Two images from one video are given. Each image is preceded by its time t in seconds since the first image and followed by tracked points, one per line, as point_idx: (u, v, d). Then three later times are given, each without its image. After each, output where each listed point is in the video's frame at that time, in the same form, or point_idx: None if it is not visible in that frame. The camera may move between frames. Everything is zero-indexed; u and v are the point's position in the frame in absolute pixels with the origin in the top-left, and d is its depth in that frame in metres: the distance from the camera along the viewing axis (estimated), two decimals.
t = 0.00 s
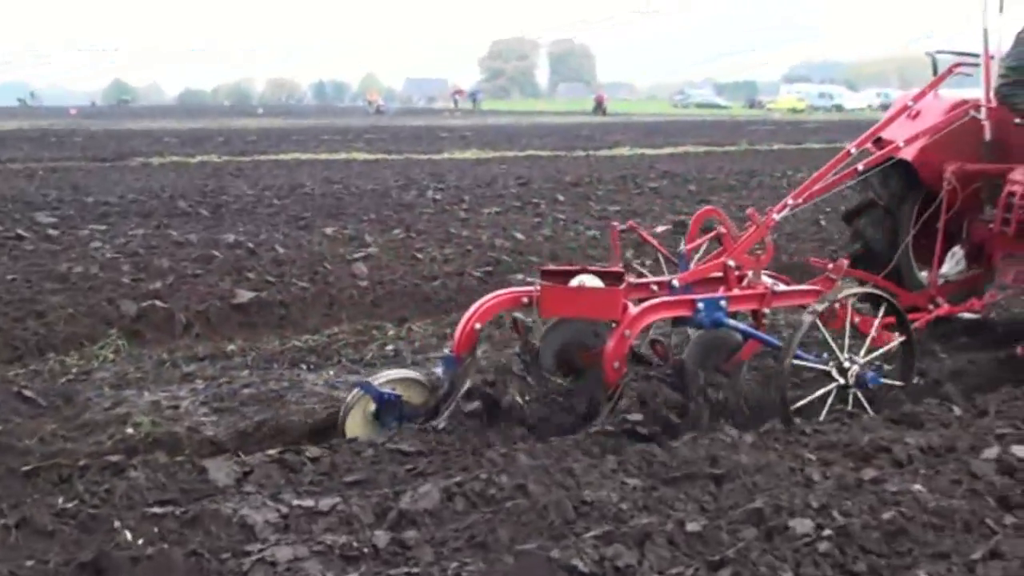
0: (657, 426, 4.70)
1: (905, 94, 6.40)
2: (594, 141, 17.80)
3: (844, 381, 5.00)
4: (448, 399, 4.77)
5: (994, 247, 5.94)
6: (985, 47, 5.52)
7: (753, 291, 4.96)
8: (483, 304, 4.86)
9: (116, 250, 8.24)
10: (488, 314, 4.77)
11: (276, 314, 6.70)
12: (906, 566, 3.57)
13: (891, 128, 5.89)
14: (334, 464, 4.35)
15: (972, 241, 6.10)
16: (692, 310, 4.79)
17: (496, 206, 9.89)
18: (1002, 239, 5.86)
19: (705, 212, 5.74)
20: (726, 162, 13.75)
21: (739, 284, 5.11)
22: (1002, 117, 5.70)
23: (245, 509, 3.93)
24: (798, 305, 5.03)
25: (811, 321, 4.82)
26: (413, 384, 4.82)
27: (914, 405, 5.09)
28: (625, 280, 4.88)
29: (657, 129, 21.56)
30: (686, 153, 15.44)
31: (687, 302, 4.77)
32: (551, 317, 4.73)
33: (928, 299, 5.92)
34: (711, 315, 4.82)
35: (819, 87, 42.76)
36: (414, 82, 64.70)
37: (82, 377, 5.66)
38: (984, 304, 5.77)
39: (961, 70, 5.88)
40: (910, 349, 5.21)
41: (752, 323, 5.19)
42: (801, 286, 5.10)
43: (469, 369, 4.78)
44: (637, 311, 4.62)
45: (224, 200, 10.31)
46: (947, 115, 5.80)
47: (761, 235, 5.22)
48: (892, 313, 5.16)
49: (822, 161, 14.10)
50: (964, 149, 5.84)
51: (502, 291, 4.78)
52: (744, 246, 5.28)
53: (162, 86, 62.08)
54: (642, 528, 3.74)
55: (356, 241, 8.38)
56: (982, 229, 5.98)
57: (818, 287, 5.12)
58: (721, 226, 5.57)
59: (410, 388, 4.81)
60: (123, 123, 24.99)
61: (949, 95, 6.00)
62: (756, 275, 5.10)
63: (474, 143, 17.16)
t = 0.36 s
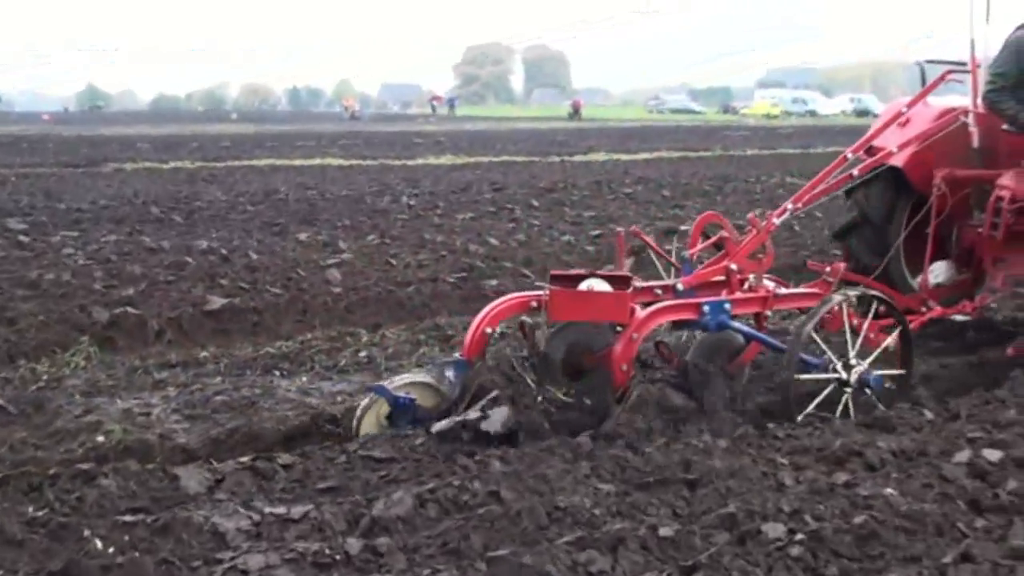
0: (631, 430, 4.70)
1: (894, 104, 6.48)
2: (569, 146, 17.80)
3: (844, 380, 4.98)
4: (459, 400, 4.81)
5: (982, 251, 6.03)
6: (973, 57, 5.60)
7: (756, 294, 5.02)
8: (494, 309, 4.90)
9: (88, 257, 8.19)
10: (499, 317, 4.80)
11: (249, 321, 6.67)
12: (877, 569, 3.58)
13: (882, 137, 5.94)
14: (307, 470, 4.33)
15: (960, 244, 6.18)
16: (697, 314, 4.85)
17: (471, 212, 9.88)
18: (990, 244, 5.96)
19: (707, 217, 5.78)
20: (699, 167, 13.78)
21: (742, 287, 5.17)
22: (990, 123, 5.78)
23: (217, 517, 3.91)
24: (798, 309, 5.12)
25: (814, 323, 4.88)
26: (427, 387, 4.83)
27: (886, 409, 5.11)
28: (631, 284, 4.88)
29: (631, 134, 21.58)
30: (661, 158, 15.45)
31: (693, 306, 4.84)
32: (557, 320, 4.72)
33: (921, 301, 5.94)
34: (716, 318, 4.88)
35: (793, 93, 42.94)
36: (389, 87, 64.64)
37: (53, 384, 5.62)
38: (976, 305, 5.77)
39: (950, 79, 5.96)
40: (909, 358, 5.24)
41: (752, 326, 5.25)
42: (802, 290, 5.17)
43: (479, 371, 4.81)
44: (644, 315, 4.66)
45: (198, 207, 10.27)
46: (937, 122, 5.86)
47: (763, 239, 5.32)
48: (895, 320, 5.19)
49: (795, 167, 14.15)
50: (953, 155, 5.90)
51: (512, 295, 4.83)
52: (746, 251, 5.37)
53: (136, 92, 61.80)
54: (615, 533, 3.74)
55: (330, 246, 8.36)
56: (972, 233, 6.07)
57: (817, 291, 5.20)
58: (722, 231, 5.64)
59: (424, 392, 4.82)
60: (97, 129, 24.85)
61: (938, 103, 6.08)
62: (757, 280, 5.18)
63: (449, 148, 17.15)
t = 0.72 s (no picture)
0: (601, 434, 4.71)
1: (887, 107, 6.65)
2: (540, 150, 17.81)
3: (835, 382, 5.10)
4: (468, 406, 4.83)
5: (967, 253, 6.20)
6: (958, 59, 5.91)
7: (756, 296, 5.16)
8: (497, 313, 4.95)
9: (56, 263, 8.14)
10: (504, 321, 4.87)
11: (219, 327, 6.64)
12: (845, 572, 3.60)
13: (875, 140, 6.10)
14: (277, 476, 4.32)
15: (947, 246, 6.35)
16: (698, 317, 4.96)
17: (442, 216, 9.87)
18: (975, 246, 6.12)
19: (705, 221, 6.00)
20: (670, 172, 13.81)
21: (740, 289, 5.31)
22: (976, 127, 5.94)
23: (184, 525, 3.89)
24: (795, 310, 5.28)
25: (812, 328, 5.02)
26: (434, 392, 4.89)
27: (854, 411, 5.13)
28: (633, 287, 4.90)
29: (603, 138, 21.63)
30: (632, 162, 15.48)
31: (694, 308, 4.95)
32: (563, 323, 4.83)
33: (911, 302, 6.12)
34: (717, 320, 4.99)
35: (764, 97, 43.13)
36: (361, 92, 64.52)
37: (19, 392, 5.58)
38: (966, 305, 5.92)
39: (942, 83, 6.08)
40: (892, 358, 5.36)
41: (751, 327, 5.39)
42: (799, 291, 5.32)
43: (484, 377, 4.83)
44: (648, 318, 4.76)
45: (168, 212, 10.22)
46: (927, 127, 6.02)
47: (761, 241, 5.46)
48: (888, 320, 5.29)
49: (765, 171, 14.21)
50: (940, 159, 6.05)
51: (516, 299, 4.90)
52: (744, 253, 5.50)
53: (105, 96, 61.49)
54: (584, 538, 3.75)
55: (301, 252, 8.34)
56: (958, 235, 6.24)
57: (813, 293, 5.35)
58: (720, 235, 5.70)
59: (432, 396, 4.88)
60: (66, 134, 24.64)
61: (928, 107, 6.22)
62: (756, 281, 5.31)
63: (420, 153, 17.13)
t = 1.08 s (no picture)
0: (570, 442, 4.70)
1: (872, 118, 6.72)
2: (513, 158, 17.82)
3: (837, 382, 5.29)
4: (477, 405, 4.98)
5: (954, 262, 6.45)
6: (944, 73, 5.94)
7: (753, 302, 5.28)
8: (501, 319, 5.15)
9: (25, 269, 8.09)
10: (509, 326, 5.05)
11: (189, 334, 6.62)
12: None
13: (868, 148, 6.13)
14: (245, 484, 4.30)
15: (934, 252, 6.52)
16: (698, 322, 5.09)
17: (414, 223, 9.86)
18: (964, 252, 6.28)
19: (705, 225, 6.10)
20: (643, 179, 13.83)
21: (737, 295, 5.46)
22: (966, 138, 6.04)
23: (151, 533, 3.87)
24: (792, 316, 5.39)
25: (812, 329, 5.14)
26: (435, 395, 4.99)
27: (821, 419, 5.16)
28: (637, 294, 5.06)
29: (575, 146, 21.67)
30: (604, 169, 15.51)
31: (694, 314, 5.08)
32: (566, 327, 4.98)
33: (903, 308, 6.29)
34: (716, 325, 5.13)
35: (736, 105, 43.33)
36: (333, 99, 64.39)
37: None
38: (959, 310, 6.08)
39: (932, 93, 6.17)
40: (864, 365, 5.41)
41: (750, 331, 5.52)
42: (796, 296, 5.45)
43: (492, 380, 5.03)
44: (650, 324, 4.91)
45: (138, 219, 10.18)
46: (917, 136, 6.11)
47: (759, 249, 5.53)
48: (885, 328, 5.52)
49: (737, 178, 14.24)
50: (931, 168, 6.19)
51: (520, 305, 5.07)
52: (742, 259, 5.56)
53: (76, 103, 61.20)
54: (553, 546, 3.75)
55: (272, 259, 8.32)
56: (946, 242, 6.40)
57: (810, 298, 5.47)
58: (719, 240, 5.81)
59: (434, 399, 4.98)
60: (35, 140, 24.51)
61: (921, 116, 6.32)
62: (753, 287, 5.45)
63: (393, 160, 17.11)
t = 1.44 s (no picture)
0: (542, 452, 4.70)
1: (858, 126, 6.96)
2: (486, 166, 17.80)
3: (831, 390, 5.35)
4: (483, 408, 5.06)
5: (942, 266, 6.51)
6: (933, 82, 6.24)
7: (748, 307, 5.41)
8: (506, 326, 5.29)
9: None
10: (513, 332, 5.19)
11: (159, 344, 6.59)
12: None
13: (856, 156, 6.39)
14: (215, 493, 4.29)
15: (920, 259, 6.69)
16: (695, 328, 5.20)
17: (386, 232, 9.85)
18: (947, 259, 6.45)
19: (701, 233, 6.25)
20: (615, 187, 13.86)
21: (734, 301, 5.60)
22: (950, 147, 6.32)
23: (120, 544, 3.85)
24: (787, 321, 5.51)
25: (808, 333, 5.29)
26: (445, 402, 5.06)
27: (791, 427, 5.18)
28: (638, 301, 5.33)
29: (549, 154, 21.66)
30: (577, 177, 15.52)
31: (692, 320, 5.19)
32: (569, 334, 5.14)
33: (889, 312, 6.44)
34: (713, 331, 5.23)
35: (709, 114, 43.54)
36: (307, 105, 64.28)
37: None
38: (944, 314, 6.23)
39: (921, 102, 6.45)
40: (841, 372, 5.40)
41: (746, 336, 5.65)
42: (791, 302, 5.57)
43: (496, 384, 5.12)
44: (651, 330, 5.00)
45: (109, 227, 10.12)
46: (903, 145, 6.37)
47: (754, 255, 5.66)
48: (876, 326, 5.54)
49: (710, 187, 14.29)
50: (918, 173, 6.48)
51: (522, 312, 5.22)
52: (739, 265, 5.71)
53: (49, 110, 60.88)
54: (523, 554, 3.75)
55: (243, 267, 8.28)
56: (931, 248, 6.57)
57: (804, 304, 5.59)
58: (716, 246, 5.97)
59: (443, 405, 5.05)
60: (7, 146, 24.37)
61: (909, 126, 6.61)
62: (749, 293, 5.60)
63: (367, 168, 17.08)
